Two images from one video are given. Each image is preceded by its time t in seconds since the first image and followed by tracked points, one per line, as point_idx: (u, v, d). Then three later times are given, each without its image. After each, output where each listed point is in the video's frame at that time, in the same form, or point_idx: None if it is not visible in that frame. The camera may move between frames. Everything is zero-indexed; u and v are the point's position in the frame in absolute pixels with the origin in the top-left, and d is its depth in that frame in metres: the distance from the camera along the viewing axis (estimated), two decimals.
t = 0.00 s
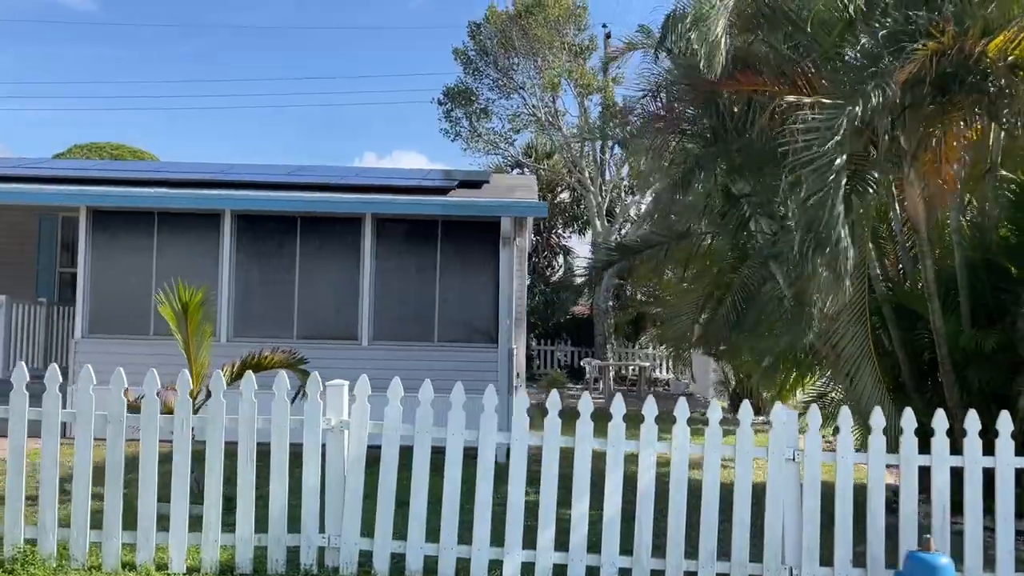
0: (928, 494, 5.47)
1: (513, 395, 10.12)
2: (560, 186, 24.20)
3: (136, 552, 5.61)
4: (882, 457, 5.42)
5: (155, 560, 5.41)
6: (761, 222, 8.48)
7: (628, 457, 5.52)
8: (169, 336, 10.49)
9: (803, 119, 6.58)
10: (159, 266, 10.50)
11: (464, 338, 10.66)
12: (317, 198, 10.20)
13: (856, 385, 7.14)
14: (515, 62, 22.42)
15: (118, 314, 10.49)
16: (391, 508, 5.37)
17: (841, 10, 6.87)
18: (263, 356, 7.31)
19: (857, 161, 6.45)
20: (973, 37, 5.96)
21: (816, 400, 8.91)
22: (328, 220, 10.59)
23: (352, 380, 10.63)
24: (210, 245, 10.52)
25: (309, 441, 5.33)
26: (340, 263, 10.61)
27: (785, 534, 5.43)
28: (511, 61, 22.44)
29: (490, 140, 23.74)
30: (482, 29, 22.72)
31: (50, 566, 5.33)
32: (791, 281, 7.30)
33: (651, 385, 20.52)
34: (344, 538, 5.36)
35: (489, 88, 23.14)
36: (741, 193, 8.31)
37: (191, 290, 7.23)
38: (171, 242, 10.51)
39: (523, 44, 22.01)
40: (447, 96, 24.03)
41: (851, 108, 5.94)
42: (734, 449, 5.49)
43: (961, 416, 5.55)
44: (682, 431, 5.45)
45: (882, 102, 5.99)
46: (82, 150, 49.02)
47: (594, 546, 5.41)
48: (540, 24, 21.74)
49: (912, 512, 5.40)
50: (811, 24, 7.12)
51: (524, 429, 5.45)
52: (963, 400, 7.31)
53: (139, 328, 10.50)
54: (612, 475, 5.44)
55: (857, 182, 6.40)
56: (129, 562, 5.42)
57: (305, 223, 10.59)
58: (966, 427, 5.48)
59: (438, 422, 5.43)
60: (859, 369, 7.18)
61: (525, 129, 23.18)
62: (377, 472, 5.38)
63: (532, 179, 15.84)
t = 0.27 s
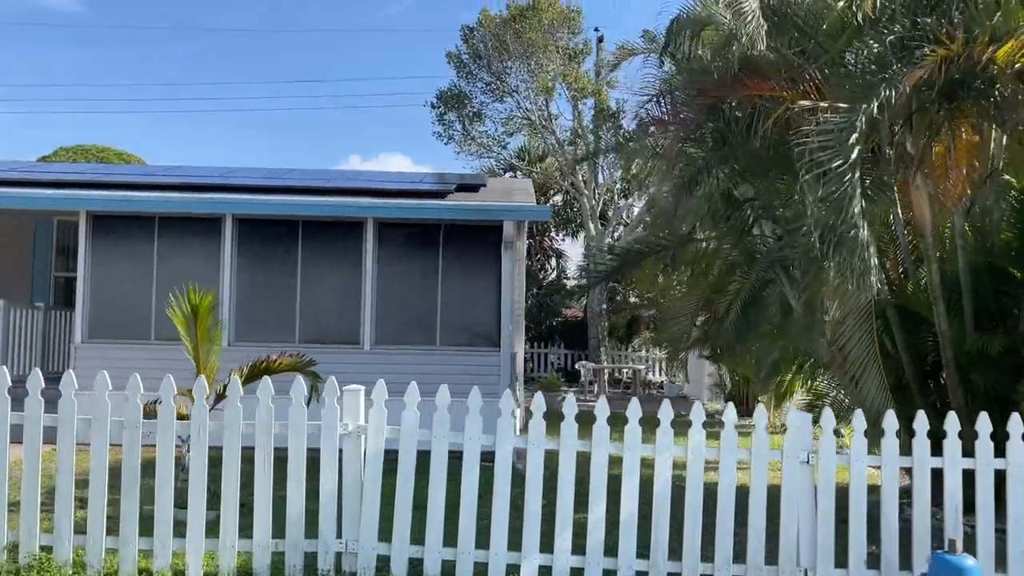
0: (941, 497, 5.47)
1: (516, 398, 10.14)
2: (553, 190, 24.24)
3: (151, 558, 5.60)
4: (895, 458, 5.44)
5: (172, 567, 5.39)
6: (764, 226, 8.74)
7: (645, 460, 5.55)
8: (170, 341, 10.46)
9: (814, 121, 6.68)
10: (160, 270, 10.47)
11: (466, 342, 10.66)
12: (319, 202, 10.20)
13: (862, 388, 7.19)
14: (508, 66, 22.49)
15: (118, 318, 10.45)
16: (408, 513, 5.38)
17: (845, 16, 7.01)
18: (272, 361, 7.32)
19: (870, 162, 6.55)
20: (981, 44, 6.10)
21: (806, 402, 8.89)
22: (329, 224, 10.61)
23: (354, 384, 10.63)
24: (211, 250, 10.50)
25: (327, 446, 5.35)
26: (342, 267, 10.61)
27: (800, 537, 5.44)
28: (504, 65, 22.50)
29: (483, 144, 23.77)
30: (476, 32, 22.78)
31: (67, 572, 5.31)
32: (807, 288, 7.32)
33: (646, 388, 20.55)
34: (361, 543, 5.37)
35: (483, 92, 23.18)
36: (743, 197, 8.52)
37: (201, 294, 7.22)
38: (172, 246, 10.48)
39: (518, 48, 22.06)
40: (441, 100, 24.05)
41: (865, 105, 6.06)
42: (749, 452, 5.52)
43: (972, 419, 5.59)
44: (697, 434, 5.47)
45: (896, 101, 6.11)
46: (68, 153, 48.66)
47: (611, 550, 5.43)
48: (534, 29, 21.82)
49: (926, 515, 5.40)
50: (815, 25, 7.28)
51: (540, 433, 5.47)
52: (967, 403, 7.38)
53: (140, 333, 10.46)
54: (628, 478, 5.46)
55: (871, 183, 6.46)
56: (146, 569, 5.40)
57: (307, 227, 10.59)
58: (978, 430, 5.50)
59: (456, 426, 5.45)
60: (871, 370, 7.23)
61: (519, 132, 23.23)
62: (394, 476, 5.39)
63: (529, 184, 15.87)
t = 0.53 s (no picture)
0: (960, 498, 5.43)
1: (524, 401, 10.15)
2: (552, 193, 24.20)
3: (170, 562, 5.60)
4: (913, 460, 5.39)
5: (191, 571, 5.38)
6: (773, 229, 8.58)
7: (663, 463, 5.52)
8: (177, 345, 10.46)
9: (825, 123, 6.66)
10: (166, 274, 10.45)
11: (473, 345, 10.66)
12: (326, 205, 10.20)
13: (870, 388, 7.17)
14: (508, 69, 22.53)
15: (125, 323, 10.44)
16: (427, 516, 5.37)
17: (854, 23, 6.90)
18: (285, 366, 7.34)
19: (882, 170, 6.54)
20: (994, 50, 6.16)
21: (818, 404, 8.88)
22: (336, 228, 10.62)
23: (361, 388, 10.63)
24: (218, 254, 10.50)
25: (346, 449, 5.35)
26: (349, 270, 10.62)
27: (819, 539, 5.43)
28: (504, 68, 22.54)
29: (483, 147, 23.82)
30: (475, 35, 22.82)
31: None
32: (826, 297, 7.47)
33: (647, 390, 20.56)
34: (381, 547, 5.36)
35: (483, 95, 23.23)
36: (752, 199, 8.46)
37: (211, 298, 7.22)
38: (179, 250, 10.48)
39: (518, 51, 22.10)
40: (441, 103, 24.10)
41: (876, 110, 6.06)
42: (768, 454, 5.49)
43: (989, 420, 5.57)
44: (716, 436, 5.47)
45: (910, 105, 6.16)
46: (64, 157, 48.51)
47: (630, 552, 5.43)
48: (535, 31, 21.86)
49: (944, 516, 5.36)
50: (822, 29, 7.16)
51: (560, 435, 5.45)
52: (976, 404, 7.39)
53: (147, 337, 10.44)
54: (647, 481, 5.44)
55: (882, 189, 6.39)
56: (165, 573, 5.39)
57: (314, 231, 10.60)
58: (996, 431, 5.49)
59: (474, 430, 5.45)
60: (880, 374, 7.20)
61: (519, 135, 23.26)
62: (414, 479, 5.38)
63: (531, 187, 15.88)
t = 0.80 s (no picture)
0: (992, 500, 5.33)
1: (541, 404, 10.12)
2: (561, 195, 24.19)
3: (197, 567, 5.58)
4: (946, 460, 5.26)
5: None
6: (793, 231, 8.53)
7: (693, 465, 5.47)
8: (193, 348, 10.46)
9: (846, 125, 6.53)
10: (183, 278, 10.46)
11: (489, 347, 10.64)
12: (342, 209, 10.20)
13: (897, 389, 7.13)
14: (517, 72, 22.55)
15: (141, 327, 10.43)
16: (457, 519, 5.34)
17: (875, 25, 6.87)
18: (309, 368, 7.34)
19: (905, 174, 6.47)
20: None
21: (840, 406, 8.80)
22: (352, 231, 10.63)
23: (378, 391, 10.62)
24: (234, 258, 10.51)
25: (375, 452, 5.33)
26: (366, 274, 10.62)
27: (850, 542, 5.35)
28: (512, 71, 22.55)
29: (491, 150, 23.82)
30: (484, 38, 22.86)
31: None
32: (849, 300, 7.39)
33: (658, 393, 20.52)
34: (410, 550, 5.34)
35: (491, 98, 23.26)
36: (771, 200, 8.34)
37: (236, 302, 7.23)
38: (195, 254, 10.49)
39: (527, 54, 22.11)
40: (449, 107, 24.15)
41: (897, 119, 5.98)
42: (797, 457, 5.41)
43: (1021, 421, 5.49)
44: (746, 437, 5.43)
45: (938, 110, 6.11)
46: (71, 162, 48.60)
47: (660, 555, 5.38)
48: (545, 34, 21.87)
49: (977, 519, 5.25)
50: (843, 29, 7.08)
51: (589, 438, 5.34)
52: (1002, 405, 7.33)
53: (164, 341, 10.44)
54: (677, 483, 5.38)
55: (906, 194, 6.32)
56: None
57: (330, 234, 10.62)
58: None
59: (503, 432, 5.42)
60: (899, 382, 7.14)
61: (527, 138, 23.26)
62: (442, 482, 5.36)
63: (541, 190, 15.87)
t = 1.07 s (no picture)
0: None
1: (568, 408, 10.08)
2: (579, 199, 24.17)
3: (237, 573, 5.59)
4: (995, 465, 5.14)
5: None
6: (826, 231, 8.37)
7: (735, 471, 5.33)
8: (221, 354, 10.48)
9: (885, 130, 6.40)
10: (210, 284, 10.51)
11: (515, 352, 10.61)
12: (368, 214, 10.22)
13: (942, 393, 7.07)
14: (534, 76, 22.59)
15: (169, 333, 10.47)
16: (497, 525, 5.31)
17: (909, 26, 6.82)
18: (344, 374, 7.34)
19: (944, 177, 6.36)
20: None
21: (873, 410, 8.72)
22: (378, 236, 10.65)
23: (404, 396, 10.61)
24: (261, 264, 10.55)
25: (414, 458, 5.31)
26: (391, 279, 10.63)
27: (896, 548, 5.26)
28: (529, 75, 22.60)
29: (509, 154, 23.85)
30: (501, 42, 22.95)
31: None
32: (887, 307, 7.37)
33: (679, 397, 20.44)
34: (450, 557, 5.32)
35: (509, 102, 23.32)
36: (801, 203, 8.20)
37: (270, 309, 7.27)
38: (222, 260, 10.54)
39: (544, 57, 22.14)
40: (467, 111, 24.27)
41: (936, 124, 5.86)
42: (841, 462, 5.22)
43: None
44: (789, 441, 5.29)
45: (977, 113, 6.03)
46: (90, 169, 48.98)
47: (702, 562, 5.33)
48: (562, 37, 21.90)
49: None
50: (878, 30, 7.01)
51: (630, 444, 5.28)
52: None
53: (191, 347, 10.48)
54: (720, 489, 5.26)
55: (950, 200, 6.18)
56: None
57: (356, 239, 10.64)
58: None
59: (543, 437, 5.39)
60: (942, 386, 7.04)
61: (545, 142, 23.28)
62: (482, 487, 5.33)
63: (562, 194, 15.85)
